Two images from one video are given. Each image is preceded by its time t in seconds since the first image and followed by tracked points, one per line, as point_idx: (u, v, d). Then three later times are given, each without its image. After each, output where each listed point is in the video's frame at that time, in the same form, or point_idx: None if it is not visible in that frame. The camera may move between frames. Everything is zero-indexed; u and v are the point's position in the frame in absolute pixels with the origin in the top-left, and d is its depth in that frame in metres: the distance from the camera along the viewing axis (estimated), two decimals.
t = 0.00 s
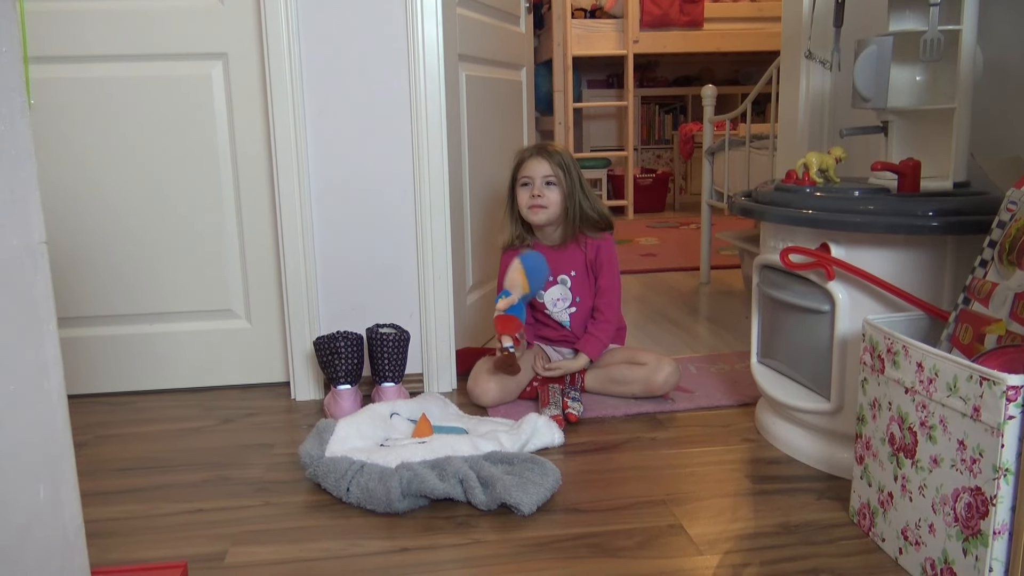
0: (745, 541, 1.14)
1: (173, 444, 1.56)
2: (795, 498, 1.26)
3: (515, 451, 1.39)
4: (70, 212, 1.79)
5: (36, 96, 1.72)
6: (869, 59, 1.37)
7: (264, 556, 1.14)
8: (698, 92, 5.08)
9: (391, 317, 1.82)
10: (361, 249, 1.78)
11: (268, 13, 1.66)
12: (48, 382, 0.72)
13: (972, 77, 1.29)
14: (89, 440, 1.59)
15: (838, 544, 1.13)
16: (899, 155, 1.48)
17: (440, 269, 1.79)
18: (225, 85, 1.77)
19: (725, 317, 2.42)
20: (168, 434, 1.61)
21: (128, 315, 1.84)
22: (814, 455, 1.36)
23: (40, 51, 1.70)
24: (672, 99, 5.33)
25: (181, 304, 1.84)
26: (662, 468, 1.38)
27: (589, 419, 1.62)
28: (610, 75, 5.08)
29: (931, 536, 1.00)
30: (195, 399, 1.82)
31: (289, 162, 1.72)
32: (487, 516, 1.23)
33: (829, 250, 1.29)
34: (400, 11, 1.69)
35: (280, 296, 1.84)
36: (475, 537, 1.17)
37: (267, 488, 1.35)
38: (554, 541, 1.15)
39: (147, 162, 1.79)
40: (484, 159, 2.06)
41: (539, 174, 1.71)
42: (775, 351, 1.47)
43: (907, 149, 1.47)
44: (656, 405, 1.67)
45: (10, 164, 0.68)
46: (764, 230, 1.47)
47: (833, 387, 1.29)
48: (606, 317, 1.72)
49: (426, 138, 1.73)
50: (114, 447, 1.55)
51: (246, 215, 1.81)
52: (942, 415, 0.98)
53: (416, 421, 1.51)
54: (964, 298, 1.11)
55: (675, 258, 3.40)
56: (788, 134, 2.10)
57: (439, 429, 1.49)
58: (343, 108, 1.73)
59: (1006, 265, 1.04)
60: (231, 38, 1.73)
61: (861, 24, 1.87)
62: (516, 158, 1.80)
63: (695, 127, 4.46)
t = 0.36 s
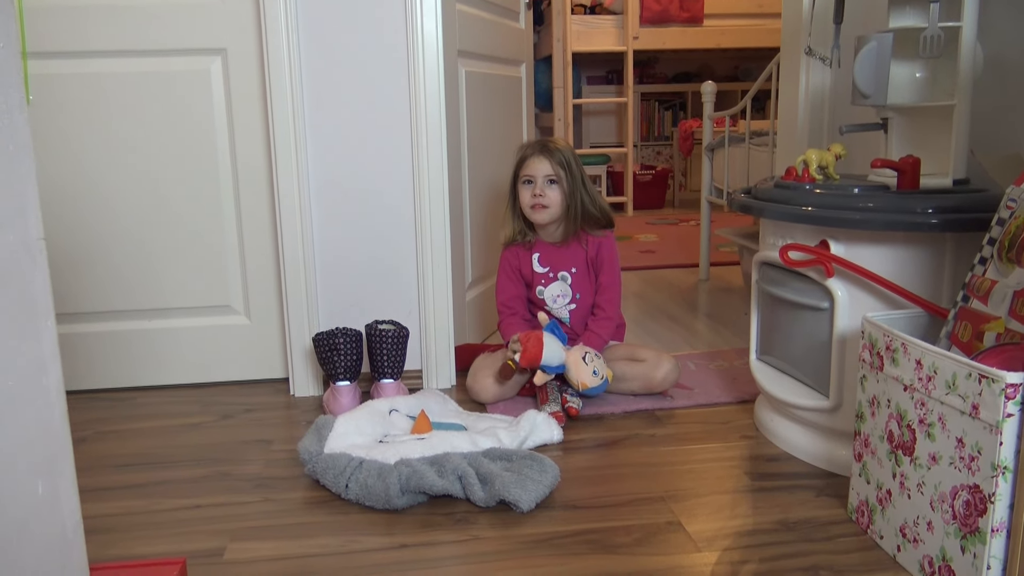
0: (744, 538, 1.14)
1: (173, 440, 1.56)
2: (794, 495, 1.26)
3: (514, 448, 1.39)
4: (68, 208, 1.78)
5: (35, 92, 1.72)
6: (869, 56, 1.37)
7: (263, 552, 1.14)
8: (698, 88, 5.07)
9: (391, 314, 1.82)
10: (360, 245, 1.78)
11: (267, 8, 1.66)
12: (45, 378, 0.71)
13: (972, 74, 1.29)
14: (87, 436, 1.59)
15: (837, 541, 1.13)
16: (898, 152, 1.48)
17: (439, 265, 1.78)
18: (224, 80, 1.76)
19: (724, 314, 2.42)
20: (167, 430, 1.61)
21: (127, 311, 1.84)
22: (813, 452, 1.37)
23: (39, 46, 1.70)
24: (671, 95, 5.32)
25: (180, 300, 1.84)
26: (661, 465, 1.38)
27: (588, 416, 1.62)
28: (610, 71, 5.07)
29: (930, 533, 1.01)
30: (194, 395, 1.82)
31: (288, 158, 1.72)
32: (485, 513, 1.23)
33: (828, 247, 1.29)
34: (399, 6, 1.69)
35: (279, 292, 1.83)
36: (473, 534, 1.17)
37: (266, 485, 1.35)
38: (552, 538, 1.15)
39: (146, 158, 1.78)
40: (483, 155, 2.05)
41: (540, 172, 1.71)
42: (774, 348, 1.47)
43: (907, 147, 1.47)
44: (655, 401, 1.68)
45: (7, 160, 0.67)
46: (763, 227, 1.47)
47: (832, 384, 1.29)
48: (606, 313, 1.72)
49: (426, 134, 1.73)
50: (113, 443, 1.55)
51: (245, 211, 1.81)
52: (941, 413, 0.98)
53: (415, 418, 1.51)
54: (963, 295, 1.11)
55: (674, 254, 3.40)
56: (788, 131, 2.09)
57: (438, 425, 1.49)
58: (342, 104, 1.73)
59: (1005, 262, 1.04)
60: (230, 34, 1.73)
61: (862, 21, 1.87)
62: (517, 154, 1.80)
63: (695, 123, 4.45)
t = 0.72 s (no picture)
0: (742, 535, 1.14)
1: (172, 438, 1.56)
2: (792, 492, 1.26)
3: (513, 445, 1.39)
4: (67, 206, 1.78)
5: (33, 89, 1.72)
6: (868, 52, 1.37)
7: (262, 549, 1.14)
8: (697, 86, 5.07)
9: (389, 311, 1.82)
10: (359, 242, 1.78)
11: (266, 5, 1.65)
12: (44, 375, 0.71)
13: (970, 72, 1.29)
14: (86, 433, 1.59)
15: (835, 538, 1.13)
16: (897, 149, 1.48)
17: (438, 262, 1.78)
18: (222, 77, 1.76)
19: (723, 312, 2.42)
20: (165, 427, 1.61)
21: (126, 309, 1.84)
22: (811, 449, 1.37)
23: (37, 43, 1.70)
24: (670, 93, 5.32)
25: (179, 298, 1.84)
26: (659, 462, 1.38)
27: (587, 413, 1.62)
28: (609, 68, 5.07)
29: (928, 529, 1.01)
30: (193, 392, 1.82)
31: (287, 156, 1.72)
32: (484, 510, 1.23)
33: (827, 244, 1.29)
34: (398, 3, 1.69)
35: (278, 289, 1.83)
36: (472, 531, 1.17)
37: (265, 482, 1.35)
38: (551, 535, 1.15)
39: (144, 155, 1.78)
40: (482, 152, 2.05)
41: (539, 171, 1.71)
42: (773, 345, 1.47)
43: (905, 144, 1.47)
44: (654, 398, 1.68)
45: (6, 156, 0.66)
46: (762, 224, 1.47)
47: (830, 381, 1.29)
48: (606, 312, 1.72)
49: (424, 131, 1.73)
50: (112, 440, 1.55)
51: (244, 209, 1.81)
52: (938, 409, 0.98)
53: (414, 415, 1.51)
54: (961, 292, 1.11)
55: (673, 252, 3.40)
56: (787, 129, 2.10)
57: (438, 423, 1.49)
58: (341, 101, 1.72)
59: (1004, 259, 1.04)
60: (228, 31, 1.72)
61: (860, 18, 1.87)
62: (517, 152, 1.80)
63: (693, 120, 4.45)
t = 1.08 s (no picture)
0: (743, 531, 1.15)
1: (172, 438, 1.56)
2: (792, 488, 1.27)
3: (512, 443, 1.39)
4: (66, 207, 1.78)
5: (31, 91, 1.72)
6: (865, 48, 1.36)
7: (263, 549, 1.14)
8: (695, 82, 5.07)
9: (389, 310, 1.82)
10: (357, 241, 1.78)
11: (263, 5, 1.65)
12: (43, 376, 0.71)
13: (967, 67, 1.29)
14: (86, 434, 1.59)
15: (835, 533, 1.13)
16: (894, 144, 1.48)
17: (437, 261, 1.78)
18: (219, 77, 1.76)
19: (722, 308, 2.42)
20: (165, 428, 1.61)
21: (125, 309, 1.84)
22: (811, 445, 1.37)
23: (35, 44, 1.69)
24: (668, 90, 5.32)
25: (178, 298, 1.84)
26: (659, 459, 1.39)
27: (587, 410, 1.62)
28: (607, 66, 5.07)
29: (927, 524, 1.01)
30: (193, 392, 1.82)
31: (286, 156, 1.72)
32: (484, 508, 1.23)
33: (825, 240, 1.29)
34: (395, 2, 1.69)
35: (277, 289, 1.83)
36: (472, 529, 1.17)
37: (266, 481, 1.35)
38: (551, 532, 1.15)
39: (142, 156, 1.78)
40: (480, 151, 2.05)
41: (536, 171, 1.70)
42: (772, 342, 1.47)
43: (903, 139, 1.47)
44: (653, 395, 1.68)
45: (4, 157, 0.66)
46: (761, 220, 1.46)
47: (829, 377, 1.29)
48: (606, 309, 1.72)
49: (423, 130, 1.73)
50: (113, 441, 1.55)
51: (242, 209, 1.81)
52: (937, 404, 0.98)
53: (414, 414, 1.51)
54: (960, 287, 1.11)
55: (672, 249, 3.41)
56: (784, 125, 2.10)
57: (437, 421, 1.49)
58: (339, 100, 1.72)
59: (1002, 253, 1.04)
60: (225, 31, 1.72)
61: (858, 14, 1.87)
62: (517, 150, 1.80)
63: (691, 117, 4.45)
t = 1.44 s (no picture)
0: (743, 529, 1.15)
1: (172, 438, 1.56)
2: (792, 486, 1.27)
3: (513, 442, 1.40)
4: (64, 207, 1.78)
5: (29, 90, 1.71)
6: (864, 46, 1.36)
7: (263, 548, 1.14)
8: (694, 81, 5.07)
9: (389, 310, 1.82)
10: (356, 240, 1.78)
11: (262, 4, 1.65)
12: (43, 376, 0.71)
13: (967, 65, 1.29)
14: (85, 434, 1.59)
15: (835, 531, 1.13)
16: (893, 142, 1.48)
17: (437, 260, 1.78)
18: (218, 77, 1.76)
19: (722, 307, 2.42)
20: (164, 427, 1.61)
21: (124, 309, 1.83)
22: (811, 443, 1.37)
23: (34, 44, 1.69)
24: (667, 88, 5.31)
25: (177, 298, 1.84)
26: (659, 457, 1.39)
27: (586, 409, 1.62)
28: (606, 64, 5.07)
29: (927, 522, 1.01)
30: (192, 392, 1.82)
31: (285, 155, 1.71)
32: (484, 506, 1.23)
33: (824, 238, 1.29)
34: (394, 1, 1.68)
35: (277, 288, 1.83)
36: (473, 528, 1.17)
37: (266, 481, 1.35)
38: (551, 531, 1.15)
39: (141, 155, 1.78)
40: (480, 149, 2.05)
41: (535, 171, 1.71)
42: (772, 340, 1.47)
43: (902, 137, 1.47)
44: (653, 394, 1.68)
45: (3, 157, 0.66)
46: (760, 218, 1.46)
47: (829, 375, 1.29)
48: (606, 309, 1.73)
49: (422, 129, 1.73)
50: (113, 441, 1.55)
51: (241, 209, 1.81)
52: (937, 402, 0.98)
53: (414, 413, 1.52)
54: (960, 285, 1.11)
55: (671, 247, 3.41)
56: (784, 123, 2.10)
57: (437, 420, 1.49)
58: (338, 99, 1.72)
59: (1002, 251, 1.04)
60: (224, 30, 1.72)
61: (857, 12, 1.87)
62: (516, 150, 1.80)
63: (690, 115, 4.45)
